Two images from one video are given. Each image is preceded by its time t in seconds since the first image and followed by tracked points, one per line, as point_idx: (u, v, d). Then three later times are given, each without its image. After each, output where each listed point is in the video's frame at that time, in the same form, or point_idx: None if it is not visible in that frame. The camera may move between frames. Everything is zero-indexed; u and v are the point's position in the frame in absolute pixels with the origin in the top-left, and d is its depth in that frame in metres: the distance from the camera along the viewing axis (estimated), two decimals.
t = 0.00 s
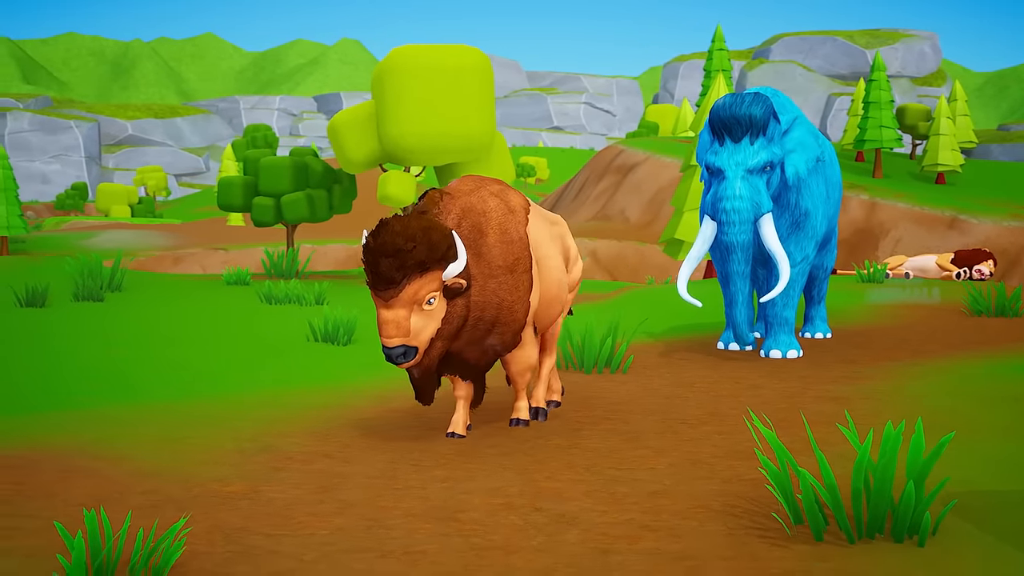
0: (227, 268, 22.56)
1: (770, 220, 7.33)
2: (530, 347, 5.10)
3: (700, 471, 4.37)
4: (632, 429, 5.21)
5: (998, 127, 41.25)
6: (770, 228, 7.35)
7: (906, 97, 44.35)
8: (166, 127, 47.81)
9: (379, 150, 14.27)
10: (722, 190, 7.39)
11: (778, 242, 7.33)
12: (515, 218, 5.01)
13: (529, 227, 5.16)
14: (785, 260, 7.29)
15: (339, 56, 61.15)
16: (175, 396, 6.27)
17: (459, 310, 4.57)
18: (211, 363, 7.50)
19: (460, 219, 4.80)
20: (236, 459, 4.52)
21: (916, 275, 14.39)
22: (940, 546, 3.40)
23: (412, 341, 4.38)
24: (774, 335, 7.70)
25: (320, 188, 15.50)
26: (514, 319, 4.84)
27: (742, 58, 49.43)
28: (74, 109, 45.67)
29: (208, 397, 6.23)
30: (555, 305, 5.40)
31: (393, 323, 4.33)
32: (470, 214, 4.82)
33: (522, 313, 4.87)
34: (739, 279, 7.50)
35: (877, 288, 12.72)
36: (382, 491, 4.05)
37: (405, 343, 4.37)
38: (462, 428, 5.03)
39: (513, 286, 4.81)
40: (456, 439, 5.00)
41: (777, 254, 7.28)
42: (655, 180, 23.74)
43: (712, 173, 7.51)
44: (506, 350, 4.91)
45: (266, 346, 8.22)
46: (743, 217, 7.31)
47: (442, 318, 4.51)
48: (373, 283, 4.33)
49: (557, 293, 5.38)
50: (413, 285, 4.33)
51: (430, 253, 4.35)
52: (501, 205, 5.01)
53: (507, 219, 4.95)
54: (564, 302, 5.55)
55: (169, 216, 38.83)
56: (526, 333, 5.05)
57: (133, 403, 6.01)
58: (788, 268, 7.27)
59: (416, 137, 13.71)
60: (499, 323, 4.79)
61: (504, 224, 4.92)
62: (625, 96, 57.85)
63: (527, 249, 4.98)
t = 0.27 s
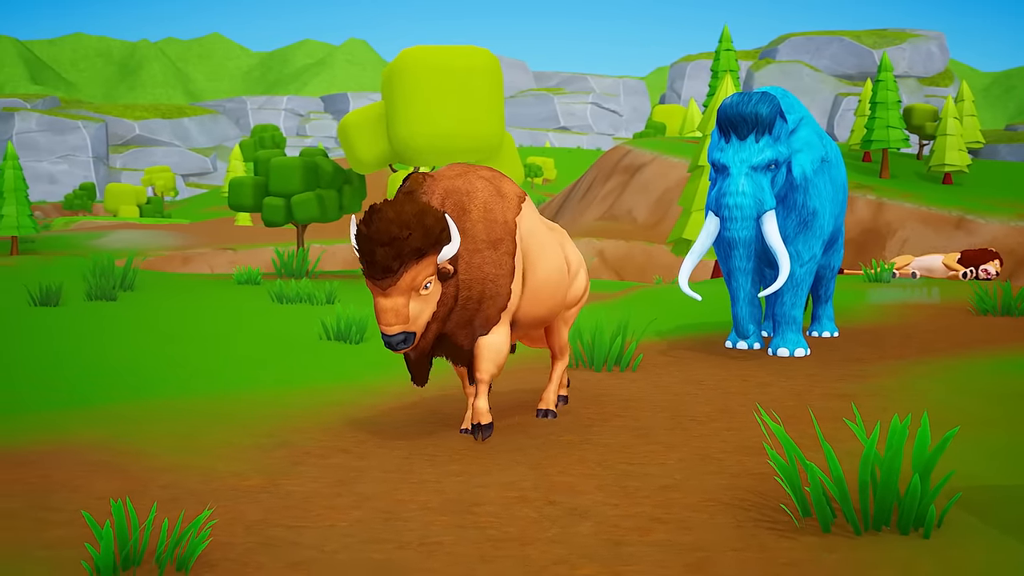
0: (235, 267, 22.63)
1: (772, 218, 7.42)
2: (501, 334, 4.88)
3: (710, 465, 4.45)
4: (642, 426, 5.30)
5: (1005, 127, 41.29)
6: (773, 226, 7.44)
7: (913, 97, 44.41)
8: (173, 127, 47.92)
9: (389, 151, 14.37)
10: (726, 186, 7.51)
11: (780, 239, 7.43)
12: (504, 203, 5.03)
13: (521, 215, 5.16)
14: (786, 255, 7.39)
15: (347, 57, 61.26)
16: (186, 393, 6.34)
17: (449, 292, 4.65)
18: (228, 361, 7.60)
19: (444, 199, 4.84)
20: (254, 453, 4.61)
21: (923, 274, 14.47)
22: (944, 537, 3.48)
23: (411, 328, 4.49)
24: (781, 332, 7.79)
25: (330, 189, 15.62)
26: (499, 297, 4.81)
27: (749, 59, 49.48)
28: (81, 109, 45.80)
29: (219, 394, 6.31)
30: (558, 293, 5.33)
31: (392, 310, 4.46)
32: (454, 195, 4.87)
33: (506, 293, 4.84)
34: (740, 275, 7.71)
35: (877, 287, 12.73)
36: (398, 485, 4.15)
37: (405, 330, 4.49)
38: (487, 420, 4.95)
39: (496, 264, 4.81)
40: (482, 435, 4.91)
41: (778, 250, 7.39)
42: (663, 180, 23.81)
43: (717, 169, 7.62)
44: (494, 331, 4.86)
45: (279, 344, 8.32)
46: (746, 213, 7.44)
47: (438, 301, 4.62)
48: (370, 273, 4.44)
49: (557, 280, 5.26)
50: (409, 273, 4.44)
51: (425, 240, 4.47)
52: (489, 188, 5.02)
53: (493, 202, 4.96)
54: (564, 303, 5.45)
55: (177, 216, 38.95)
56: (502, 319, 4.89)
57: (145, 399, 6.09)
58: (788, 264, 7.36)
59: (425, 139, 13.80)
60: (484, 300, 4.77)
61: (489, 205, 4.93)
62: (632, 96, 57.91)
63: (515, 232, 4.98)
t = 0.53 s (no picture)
0: (244, 267, 22.72)
1: (786, 223, 7.51)
2: (492, 360, 4.89)
3: (720, 460, 4.54)
4: (653, 422, 5.39)
5: (1014, 127, 41.31)
6: (786, 231, 7.52)
7: (920, 97, 44.45)
8: (180, 128, 48.05)
9: (399, 151, 14.45)
10: (739, 192, 7.59)
11: (794, 244, 7.52)
12: (506, 220, 4.98)
13: (524, 230, 5.12)
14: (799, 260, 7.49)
15: (353, 57, 61.41)
16: (199, 391, 6.43)
17: (447, 309, 4.64)
18: (242, 360, 7.69)
19: (443, 212, 4.81)
20: (271, 448, 4.70)
21: (929, 274, 14.55)
22: (950, 530, 3.56)
23: (410, 340, 4.47)
24: (791, 332, 7.85)
25: (340, 189, 15.71)
26: (488, 316, 4.79)
27: (757, 59, 49.52)
28: (89, 110, 45.94)
29: (232, 392, 6.40)
30: (558, 306, 5.30)
31: (392, 323, 4.44)
32: (453, 209, 4.83)
33: (496, 315, 4.82)
34: (753, 280, 7.76)
35: (878, 287, 12.69)
36: (415, 479, 4.24)
37: (404, 343, 4.47)
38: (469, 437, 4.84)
39: (489, 282, 4.79)
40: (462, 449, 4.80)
41: (791, 254, 7.48)
42: (670, 181, 23.88)
43: (730, 174, 7.71)
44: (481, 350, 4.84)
45: (292, 343, 8.42)
46: (760, 219, 7.52)
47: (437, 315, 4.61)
48: (368, 283, 4.41)
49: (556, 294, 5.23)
50: (410, 284, 4.42)
51: (425, 252, 4.44)
52: (492, 204, 4.97)
53: (494, 219, 4.92)
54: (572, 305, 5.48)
55: (185, 216, 39.06)
56: (491, 342, 4.89)
57: (158, 397, 6.18)
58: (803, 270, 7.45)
59: (435, 139, 13.89)
60: (470, 320, 4.75)
61: (490, 223, 4.88)
62: (639, 96, 57.99)
63: (515, 249, 4.93)
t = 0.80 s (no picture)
0: (252, 267, 22.80)
1: (793, 222, 7.59)
2: (510, 361, 4.95)
3: (729, 456, 4.62)
4: (662, 419, 5.48)
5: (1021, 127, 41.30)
6: (795, 231, 7.60)
7: (927, 97, 44.48)
8: (188, 128, 48.19)
9: (408, 151, 14.57)
10: (746, 192, 7.65)
11: (802, 243, 7.60)
12: (519, 223, 5.04)
13: (533, 233, 5.18)
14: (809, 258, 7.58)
15: (360, 57, 61.57)
16: (214, 387, 6.54)
17: (455, 312, 4.69)
18: (256, 358, 7.79)
19: (460, 218, 4.85)
20: (288, 444, 4.80)
21: (936, 273, 14.62)
22: (955, 523, 3.65)
23: (410, 341, 4.51)
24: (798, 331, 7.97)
25: (350, 189, 15.81)
26: (499, 324, 4.83)
27: (763, 59, 49.55)
28: (97, 110, 46.09)
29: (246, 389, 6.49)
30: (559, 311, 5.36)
31: (392, 322, 4.49)
32: (470, 215, 4.87)
33: (511, 321, 4.85)
34: (762, 279, 7.86)
35: (878, 287, 12.65)
36: (430, 474, 4.33)
37: (404, 343, 4.51)
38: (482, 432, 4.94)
39: (502, 290, 4.83)
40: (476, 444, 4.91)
41: (801, 252, 7.58)
42: (677, 181, 23.95)
43: (737, 174, 7.76)
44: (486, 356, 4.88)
45: (304, 341, 8.51)
46: (766, 218, 7.60)
47: (443, 317, 4.65)
48: (371, 279, 4.48)
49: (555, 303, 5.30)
50: (411, 282, 4.48)
51: (430, 251, 4.51)
52: (506, 208, 5.04)
53: (508, 224, 4.97)
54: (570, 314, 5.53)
55: (193, 216, 39.19)
56: (510, 343, 4.92)
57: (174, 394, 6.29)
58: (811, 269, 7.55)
59: (446, 141, 13.99)
60: (479, 326, 4.79)
61: (506, 230, 4.94)
62: (645, 97, 58.05)
63: (527, 255, 4.99)
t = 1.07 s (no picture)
0: (261, 267, 22.85)
1: (791, 215, 7.61)
2: (515, 357, 5.00)
3: (739, 451, 4.70)
4: (672, 415, 5.56)
5: None
6: (791, 223, 7.64)
7: (935, 97, 44.52)
8: (195, 129, 48.33)
9: (418, 151, 14.67)
10: (742, 186, 7.66)
11: (798, 236, 7.64)
12: (520, 218, 5.02)
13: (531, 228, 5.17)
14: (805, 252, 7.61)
15: (367, 58, 61.73)
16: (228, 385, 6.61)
17: (451, 295, 4.60)
18: (269, 356, 7.88)
19: (463, 206, 4.79)
20: (305, 439, 4.88)
21: (942, 273, 14.68)
22: (960, 516, 3.72)
23: (404, 333, 4.43)
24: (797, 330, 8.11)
25: (360, 189, 15.88)
26: (502, 319, 4.82)
27: (771, 59, 49.60)
28: (105, 110, 46.22)
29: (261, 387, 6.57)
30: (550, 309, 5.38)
31: (385, 316, 4.39)
32: (476, 205, 4.83)
33: (512, 314, 4.84)
34: (762, 273, 7.94)
35: (878, 287, 12.82)
36: (445, 469, 4.42)
37: (398, 336, 4.43)
38: (419, 431, 4.80)
39: (505, 284, 4.81)
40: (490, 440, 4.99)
41: (798, 249, 7.59)
42: (684, 181, 24.02)
43: (734, 170, 7.77)
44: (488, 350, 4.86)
45: (317, 340, 8.60)
46: (763, 212, 7.59)
47: (438, 305, 4.57)
48: (362, 277, 4.34)
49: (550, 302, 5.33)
50: (402, 276, 4.36)
51: (417, 245, 4.36)
52: (508, 202, 5.02)
53: (511, 217, 4.95)
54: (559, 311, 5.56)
55: (201, 216, 39.30)
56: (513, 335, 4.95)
57: (190, 390, 6.38)
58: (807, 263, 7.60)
59: (454, 142, 14.08)
60: (482, 319, 4.77)
61: (509, 223, 4.92)
62: (652, 97, 58.11)
63: (527, 250, 4.98)
